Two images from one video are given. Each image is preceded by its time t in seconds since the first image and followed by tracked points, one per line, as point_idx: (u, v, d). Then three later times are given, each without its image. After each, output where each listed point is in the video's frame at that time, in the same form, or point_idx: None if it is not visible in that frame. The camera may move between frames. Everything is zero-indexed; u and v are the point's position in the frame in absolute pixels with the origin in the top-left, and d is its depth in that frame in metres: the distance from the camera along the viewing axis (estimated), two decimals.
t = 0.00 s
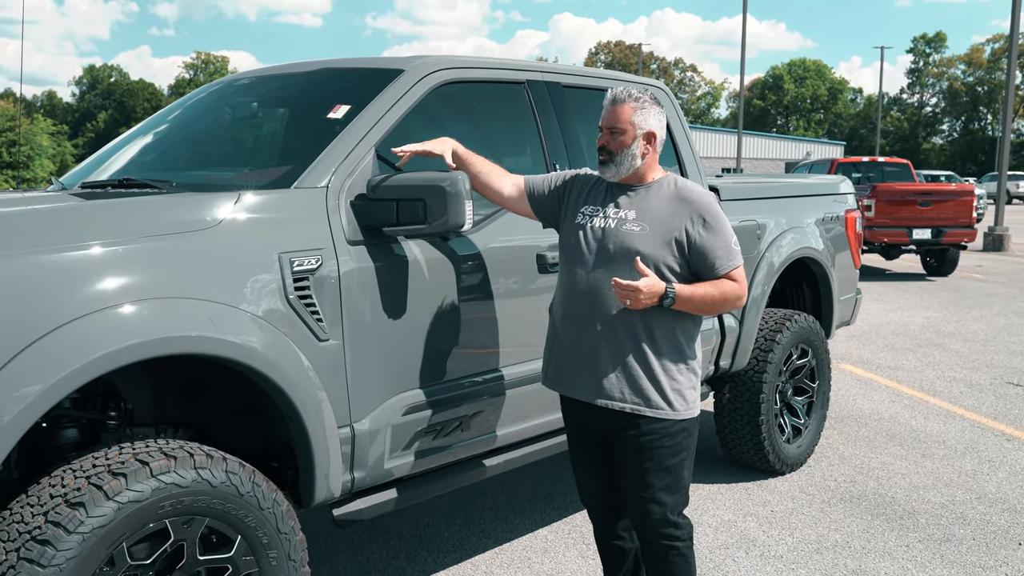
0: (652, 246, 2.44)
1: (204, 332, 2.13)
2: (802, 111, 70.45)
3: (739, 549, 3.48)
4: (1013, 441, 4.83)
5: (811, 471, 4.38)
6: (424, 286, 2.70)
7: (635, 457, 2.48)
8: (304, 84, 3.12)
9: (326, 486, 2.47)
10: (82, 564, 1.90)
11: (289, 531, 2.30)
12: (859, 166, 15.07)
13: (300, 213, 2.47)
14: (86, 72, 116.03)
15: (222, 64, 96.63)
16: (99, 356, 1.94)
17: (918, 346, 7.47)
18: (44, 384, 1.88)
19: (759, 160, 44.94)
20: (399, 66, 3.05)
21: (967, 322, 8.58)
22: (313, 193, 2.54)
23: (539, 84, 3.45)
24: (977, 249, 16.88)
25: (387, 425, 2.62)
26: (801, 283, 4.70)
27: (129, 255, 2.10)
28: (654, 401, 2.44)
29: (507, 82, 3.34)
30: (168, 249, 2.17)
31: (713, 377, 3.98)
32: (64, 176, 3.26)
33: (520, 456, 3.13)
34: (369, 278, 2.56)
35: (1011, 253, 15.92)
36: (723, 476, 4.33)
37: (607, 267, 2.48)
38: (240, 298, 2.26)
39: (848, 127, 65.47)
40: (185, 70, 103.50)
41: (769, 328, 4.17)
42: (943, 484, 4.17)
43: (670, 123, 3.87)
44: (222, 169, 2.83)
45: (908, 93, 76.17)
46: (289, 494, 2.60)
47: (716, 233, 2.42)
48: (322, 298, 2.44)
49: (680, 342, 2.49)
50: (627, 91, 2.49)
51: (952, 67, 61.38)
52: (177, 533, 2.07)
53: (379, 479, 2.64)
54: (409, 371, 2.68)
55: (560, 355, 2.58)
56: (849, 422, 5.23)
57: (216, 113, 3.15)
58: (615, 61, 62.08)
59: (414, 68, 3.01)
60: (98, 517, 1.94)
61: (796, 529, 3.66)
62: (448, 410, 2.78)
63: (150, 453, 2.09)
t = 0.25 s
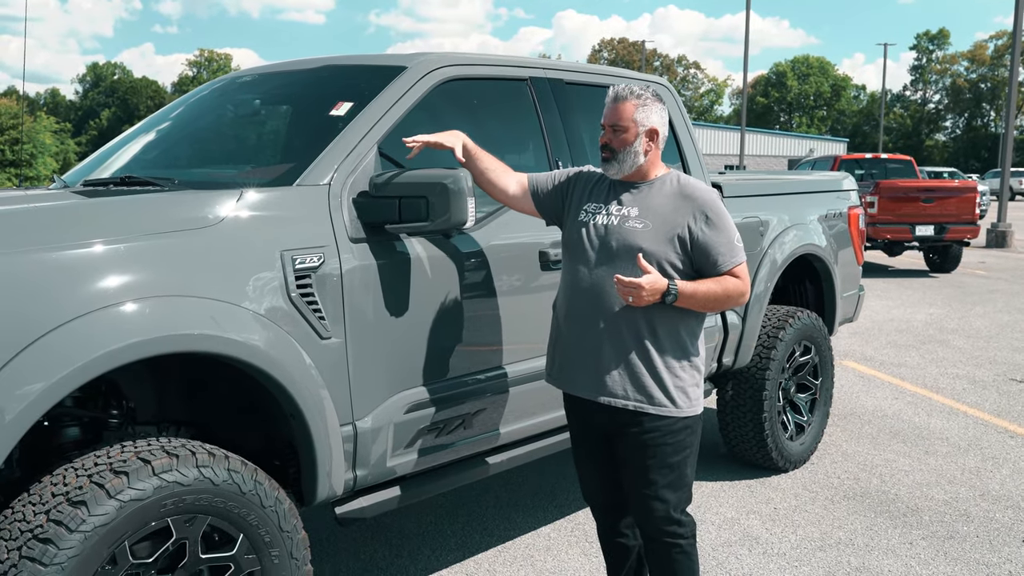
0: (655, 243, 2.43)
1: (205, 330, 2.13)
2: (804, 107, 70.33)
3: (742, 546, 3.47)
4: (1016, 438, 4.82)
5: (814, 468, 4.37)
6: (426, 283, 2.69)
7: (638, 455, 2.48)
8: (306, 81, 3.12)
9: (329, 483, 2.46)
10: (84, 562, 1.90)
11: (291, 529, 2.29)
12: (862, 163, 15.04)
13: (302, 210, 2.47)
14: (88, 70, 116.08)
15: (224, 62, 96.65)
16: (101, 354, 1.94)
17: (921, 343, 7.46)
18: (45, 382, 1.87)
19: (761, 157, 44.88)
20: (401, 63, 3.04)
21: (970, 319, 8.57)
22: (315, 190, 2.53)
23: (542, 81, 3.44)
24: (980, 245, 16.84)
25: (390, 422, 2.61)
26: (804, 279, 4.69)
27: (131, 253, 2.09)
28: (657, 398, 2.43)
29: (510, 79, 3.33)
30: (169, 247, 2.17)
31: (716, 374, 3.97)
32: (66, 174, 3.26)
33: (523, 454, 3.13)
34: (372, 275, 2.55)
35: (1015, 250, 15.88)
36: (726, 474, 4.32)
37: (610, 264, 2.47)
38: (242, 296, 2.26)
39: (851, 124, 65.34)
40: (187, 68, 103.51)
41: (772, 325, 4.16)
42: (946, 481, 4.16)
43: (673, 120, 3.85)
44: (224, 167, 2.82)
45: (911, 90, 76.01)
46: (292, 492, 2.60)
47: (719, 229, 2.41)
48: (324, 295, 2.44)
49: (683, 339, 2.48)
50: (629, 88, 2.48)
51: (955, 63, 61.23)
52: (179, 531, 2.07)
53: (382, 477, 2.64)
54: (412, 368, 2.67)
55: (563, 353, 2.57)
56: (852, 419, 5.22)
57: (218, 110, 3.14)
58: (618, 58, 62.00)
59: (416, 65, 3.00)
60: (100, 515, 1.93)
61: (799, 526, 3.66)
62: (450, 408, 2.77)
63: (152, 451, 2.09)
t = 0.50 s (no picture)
0: (655, 242, 2.43)
1: (204, 328, 2.12)
2: (804, 107, 70.34)
3: (741, 546, 3.47)
4: (1015, 438, 4.82)
5: (813, 468, 4.37)
6: (425, 282, 2.69)
7: (638, 454, 2.47)
8: (305, 80, 3.11)
9: (328, 483, 2.46)
10: (82, 562, 1.90)
11: (290, 528, 2.29)
12: (861, 163, 15.04)
13: (301, 209, 2.46)
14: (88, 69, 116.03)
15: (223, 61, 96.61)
16: (100, 353, 1.94)
17: (920, 342, 7.46)
18: (44, 381, 1.87)
19: (760, 157, 44.88)
20: (400, 62, 3.03)
21: (969, 319, 8.57)
22: (314, 189, 2.53)
23: (541, 80, 3.43)
24: (979, 245, 16.85)
25: (389, 421, 2.61)
26: (804, 279, 4.69)
27: (130, 251, 2.09)
28: (657, 397, 2.43)
29: (509, 78, 3.32)
30: (168, 245, 2.16)
31: (715, 373, 3.97)
32: (65, 173, 3.26)
33: (522, 453, 3.12)
34: (371, 274, 2.55)
35: (1014, 250, 15.89)
36: (725, 473, 4.32)
37: (610, 263, 2.47)
38: (241, 294, 2.25)
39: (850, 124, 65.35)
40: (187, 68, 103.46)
41: (771, 324, 4.15)
42: (946, 480, 4.16)
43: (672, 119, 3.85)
44: (223, 165, 2.82)
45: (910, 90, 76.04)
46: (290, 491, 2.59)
47: (719, 228, 2.41)
48: (323, 294, 2.43)
49: (683, 338, 2.48)
50: (629, 87, 2.48)
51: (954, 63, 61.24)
52: (178, 530, 2.06)
53: (381, 476, 2.63)
54: (411, 368, 2.67)
55: (563, 352, 2.57)
56: (851, 418, 5.22)
57: (217, 109, 3.13)
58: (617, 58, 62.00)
59: (415, 64, 3.00)
60: (99, 514, 1.93)
61: (798, 525, 3.66)
62: (450, 407, 2.77)
63: (150, 451, 2.08)
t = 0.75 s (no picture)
0: (654, 238, 2.42)
1: (201, 324, 2.11)
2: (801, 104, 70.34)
3: (739, 542, 3.47)
4: (1012, 434, 4.82)
5: (811, 464, 4.37)
6: (423, 277, 2.68)
7: (636, 451, 2.47)
8: (302, 75, 3.10)
9: (325, 479, 2.45)
10: (78, 559, 1.89)
11: (288, 525, 2.28)
12: (858, 160, 15.05)
13: (299, 205, 2.45)
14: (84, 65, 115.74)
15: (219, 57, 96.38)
16: (96, 349, 1.93)
17: (918, 339, 7.46)
18: (39, 377, 1.86)
19: (758, 154, 44.90)
20: (398, 57, 3.02)
21: (966, 315, 8.58)
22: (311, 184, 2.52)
23: (539, 75, 3.42)
24: (976, 242, 16.86)
25: (386, 418, 2.60)
26: (802, 275, 4.69)
27: (126, 247, 2.08)
28: (655, 393, 2.42)
29: (507, 74, 3.31)
30: (164, 241, 2.15)
31: (713, 370, 3.96)
32: (61, 168, 3.25)
33: (519, 449, 3.12)
34: (368, 271, 2.54)
35: (1011, 246, 15.91)
36: (723, 469, 4.32)
37: (608, 259, 2.46)
38: (238, 291, 2.24)
39: (848, 120, 65.37)
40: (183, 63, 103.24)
41: (769, 321, 4.15)
42: (943, 476, 4.16)
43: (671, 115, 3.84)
44: (219, 161, 2.80)
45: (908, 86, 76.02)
46: (288, 488, 2.59)
47: (718, 225, 2.40)
48: (320, 291, 2.42)
49: (681, 335, 2.47)
50: (627, 83, 2.47)
51: (951, 60, 61.26)
52: (175, 527, 2.06)
53: (378, 473, 2.63)
54: (408, 364, 2.66)
55: (561, 348, 2.56)
56: (849, 415, 5.22)
57: (214, 104, 3.12)
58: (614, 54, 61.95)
59: (413, 59, 2.99)
60: (95, 511, 1.92)
61: (796, 522, 3.66)
62: (448, 404, 2.76)
63: (147, 447, 2.08)
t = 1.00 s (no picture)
0: (649, 238, 2.41)
1: (193, 324, 2.10)
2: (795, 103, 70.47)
3: (733, 542, 3.47)
4: (1006, 433, 4.84)
5: (805, 463, 4.37)
6: (417, 276, 2.67)
7: (630, 451, 2.46)
8: (296, 74, 3.09)
9: (319, 480, 2.44)
10: (69, 560, 1.88)
11: (281, 526, 2.27)
12: (851, 159, 15.08)
13: (292, 203, 2.44)
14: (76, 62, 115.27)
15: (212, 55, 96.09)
16: (88, 349, 1.91)
17: (911, 338, 7.48)
18: (31, 377, 1.84)
19: (752, 153, 44.96)
20: (392, 55, 3.01)
21: (959, 314, 8.60)
22: (305, 183, 2.51)
23: (534, 74, 3.41)
24: (969, 241, 16.92)
25: (380, 417, 2.59)
26: (796, 274, 4.69)
27: (118, 246, 2.06)
28: (649, 393, 2.42)
29: (501, 72, 3.30)
30: (156, 240, 2.13)
31: (707, 369, 3.96)
32: (53, 166, 3.23)
33: (514, 449, 3.11)
34: (362, 270, 2.53)
35: (1003, 245, 15.96)
36: (717, 469, 4.32)
37: (603, 258, 2.46)
38: (231, 290, 2.23)
39: (841, 119, 65.51)
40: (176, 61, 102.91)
41: (764, 320, 4.15)
42: (937, 475, 4.17)
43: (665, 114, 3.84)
44: (212, 159, 2.79)
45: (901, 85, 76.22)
46: (281, 488, 2.58)
47: (713, 224, 2.40)
48: (314, 290, 2.41)
49: (676, 334, 2.47)
50: (622, 82, 2.47)
51: (944, 59, 61.44)
52: (167, 528, 2.04)
53: (372, 473, 2.62)
54: (402, 364, 2.65)
55: (556, 347, 2.56)
56: (843, 414, 5.23)
57: (207, 102, 3.11)
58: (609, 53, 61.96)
59: (407, 57, 2.97)
60: (87, 512, 1.91)
61: (790, 521, 3.66)
62: (442, 403, 2.76)
63: (140, 447, 2.06)
